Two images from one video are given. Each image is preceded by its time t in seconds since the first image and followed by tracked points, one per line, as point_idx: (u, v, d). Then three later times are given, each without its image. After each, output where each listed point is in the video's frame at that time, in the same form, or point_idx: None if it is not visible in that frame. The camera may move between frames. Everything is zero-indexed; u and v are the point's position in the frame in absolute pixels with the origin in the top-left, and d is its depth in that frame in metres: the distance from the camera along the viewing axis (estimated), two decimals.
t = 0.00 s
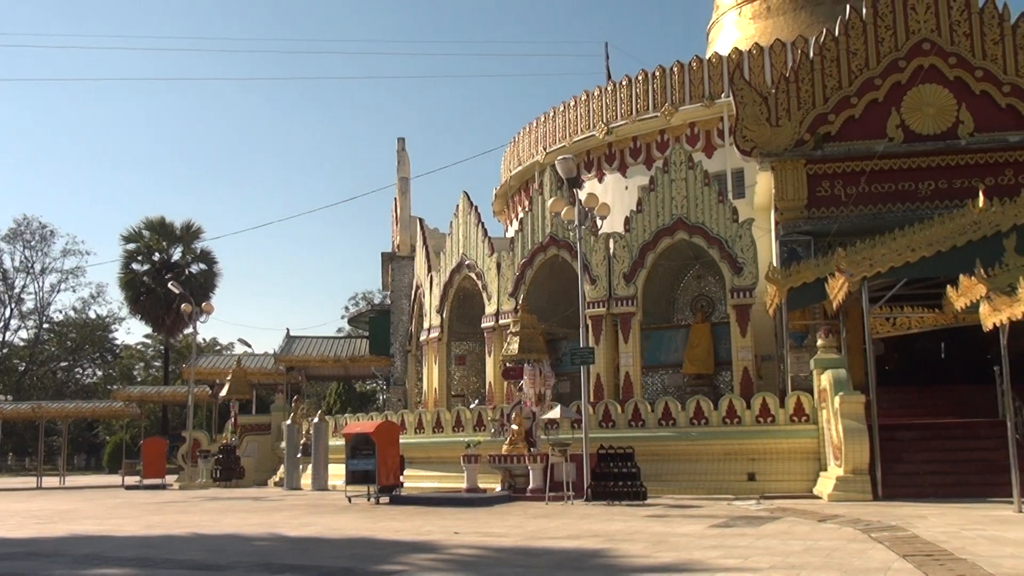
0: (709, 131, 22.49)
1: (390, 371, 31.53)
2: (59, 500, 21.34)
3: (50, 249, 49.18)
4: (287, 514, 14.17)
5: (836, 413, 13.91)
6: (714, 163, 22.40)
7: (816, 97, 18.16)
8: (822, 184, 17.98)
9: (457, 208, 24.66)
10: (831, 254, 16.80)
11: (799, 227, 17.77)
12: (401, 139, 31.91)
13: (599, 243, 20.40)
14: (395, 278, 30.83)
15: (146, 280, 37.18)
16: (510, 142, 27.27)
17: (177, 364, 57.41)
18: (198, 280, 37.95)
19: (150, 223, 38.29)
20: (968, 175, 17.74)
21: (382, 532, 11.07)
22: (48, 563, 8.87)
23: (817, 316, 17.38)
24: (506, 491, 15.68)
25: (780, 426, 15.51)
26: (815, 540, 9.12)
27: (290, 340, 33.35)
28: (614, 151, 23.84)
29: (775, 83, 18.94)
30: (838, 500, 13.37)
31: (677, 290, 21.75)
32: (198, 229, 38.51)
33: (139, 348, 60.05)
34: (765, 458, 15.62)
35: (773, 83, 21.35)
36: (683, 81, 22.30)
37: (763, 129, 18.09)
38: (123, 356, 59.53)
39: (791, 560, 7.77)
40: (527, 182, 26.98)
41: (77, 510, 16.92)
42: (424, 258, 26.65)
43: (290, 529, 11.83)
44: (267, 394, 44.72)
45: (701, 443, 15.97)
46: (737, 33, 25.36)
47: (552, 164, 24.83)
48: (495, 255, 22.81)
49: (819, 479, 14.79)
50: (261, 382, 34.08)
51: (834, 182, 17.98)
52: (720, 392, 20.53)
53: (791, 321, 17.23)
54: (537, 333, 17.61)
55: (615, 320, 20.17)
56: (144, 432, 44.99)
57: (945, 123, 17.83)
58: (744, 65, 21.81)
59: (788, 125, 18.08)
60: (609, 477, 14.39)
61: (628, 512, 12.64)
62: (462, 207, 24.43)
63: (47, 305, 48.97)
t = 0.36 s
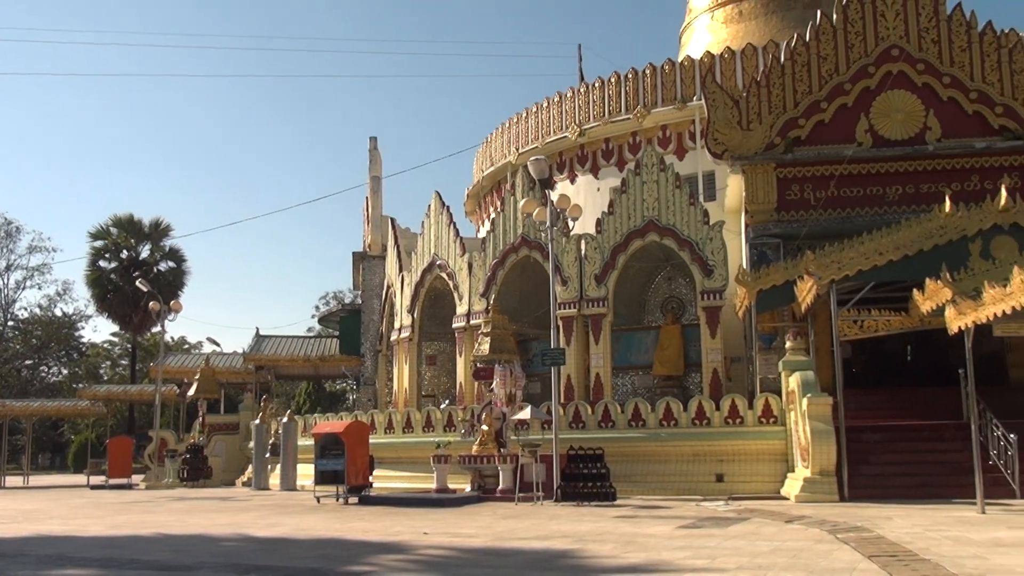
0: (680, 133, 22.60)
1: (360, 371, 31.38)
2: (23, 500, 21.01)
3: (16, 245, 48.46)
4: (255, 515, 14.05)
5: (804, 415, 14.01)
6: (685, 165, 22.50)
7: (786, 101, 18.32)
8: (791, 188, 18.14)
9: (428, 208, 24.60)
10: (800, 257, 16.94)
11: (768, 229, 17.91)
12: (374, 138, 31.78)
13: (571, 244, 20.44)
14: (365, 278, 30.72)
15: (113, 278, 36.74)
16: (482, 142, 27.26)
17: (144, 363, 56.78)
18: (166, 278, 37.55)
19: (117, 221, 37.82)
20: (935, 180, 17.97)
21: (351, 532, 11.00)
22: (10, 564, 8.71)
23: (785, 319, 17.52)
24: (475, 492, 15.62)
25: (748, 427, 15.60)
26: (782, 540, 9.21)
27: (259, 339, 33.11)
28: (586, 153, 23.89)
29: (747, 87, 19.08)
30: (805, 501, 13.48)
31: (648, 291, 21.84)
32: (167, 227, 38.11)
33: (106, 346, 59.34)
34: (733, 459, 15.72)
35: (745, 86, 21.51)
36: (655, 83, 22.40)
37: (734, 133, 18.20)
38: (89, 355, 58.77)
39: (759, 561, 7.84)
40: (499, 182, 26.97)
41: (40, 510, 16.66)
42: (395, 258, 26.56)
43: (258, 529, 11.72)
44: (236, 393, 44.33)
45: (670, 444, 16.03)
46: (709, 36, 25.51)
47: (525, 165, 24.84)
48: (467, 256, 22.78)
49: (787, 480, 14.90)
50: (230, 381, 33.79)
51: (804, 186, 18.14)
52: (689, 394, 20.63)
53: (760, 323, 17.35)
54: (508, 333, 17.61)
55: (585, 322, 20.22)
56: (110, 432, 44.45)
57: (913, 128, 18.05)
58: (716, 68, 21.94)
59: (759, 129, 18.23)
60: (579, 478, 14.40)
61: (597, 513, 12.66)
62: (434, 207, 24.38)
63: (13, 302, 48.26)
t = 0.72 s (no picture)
0: (651, 136, 22.70)
1: (329, 371, 31.22)
2: None
3: None
4: (222, 516, 13.90)
5: (771, 416, 14.12)
6: (656, 167, 22.60)
7: (756, 105, 18.47)
8: (760, 191, 18.32)
9: (399, 208, 24.52)
10: (768, 260, 17.10)
11: (737, 232, 18.00)
12: (344, 137, 31.64)
13: (542, 245, 20.46)
14: (335, 277, 30.57)
15: (79, 276, 36.24)
16: (454, 142, 27.22)
17: (110, 363, 56.09)
18: (133, 277, 37.11)
19: (84, 218, 37.31)
20: (901, 184, 18.19)
21: (319, 533, 10.92)
22: None
23: (754, 321, 17.66)
24: (444, 493, 15.56)
25: (717, 428, 15.70)
26: (749, 541, 9.27)
27: (227, 338, 32.83)
28: (557, 155, 23.94)
29: (717, 89, 19.20)
30: (773, 502, 13.58)
31: (618, 293, 21.93)
32: (134, 225, 37.68)
33: (71, 345, 58.55)
34: (702, 460, 15.81)
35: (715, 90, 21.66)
36: (626, 86, 22.50)
37: (704, 136, 18.31)
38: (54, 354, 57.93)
39: (727, 561, 7.88)
40: (470, 183, 26.96)
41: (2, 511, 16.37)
42: (365, 257, 26.45)
43: (225, 531, 11.61)
44: (204, 393, 43.95)
45: (639, 445, 16.08)
46: (680, 40, 25.65)
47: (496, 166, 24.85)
48: (437, 256, 22.73)
49: (754, 480, 15.01)
50: (197, 381, 33.48)
51: (773, 190, 18.34)
52: (658, 395, 20.73)
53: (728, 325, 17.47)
54: (478, 333, 17.58)
55: (555, 323, 20.24)
56: (75, 432, 43.87)
57: (880, 133, 18.25)
58: (687, 71, 22.07)
59: (729, 132, 18.34)
60: (549, 478, 14.41)
61: (567, 514, 12.67)
62: (405, 207, 24.32)
63: None
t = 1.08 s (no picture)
0: (623, 137, 22.75)
1: (300, 371, 31.02)
2: None
3: None
4: (191, 518, 13.74)
5: (742, 417, 14.20)
6: (628, 169, 22.66)
7: (727, 108, 18.58)
8: (731, 193, 18.46)
9: (371, 208, 24.41)
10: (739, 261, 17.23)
11: (709, 233, 18.08)
12: (317, 137, 31.47)
13: (514, 246, 20.46)
14: (307, 278, 30.40)
15: (46, 275, 35.75)
16: (426, 143, 27.16)
17: (78, 363, 55.38)
18: (102, 276, 36.66)
19: (51, 217, 36.81)
20: (870, 187, 18.38)
21: (289, 535, 10.82)
22: None
23: (725, 322, 17.77)
24: (416, 494, 15.50)
25: (688, 429, 15.78)
26: (720, 541, 9.30)
27: (197, 339, 32.54)
28: (530, 155, 23.93)
29: (689, 92, 19.30)
30: (743, 502, 13.64)
31: (590, 294, 21.98)
32: (102, 224, 37.25)
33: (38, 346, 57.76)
34: (673, 461, 15.86)
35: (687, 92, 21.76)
36: (599, 87, 22.57)
37: (676, 138, 18.40)
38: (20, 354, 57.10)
39: (697, 561, 7.90)
40: (443, 184, 26.90)
41: None
42: (337, 257, 26.31)
43: (194, 532, 11.48)
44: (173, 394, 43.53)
45: (611, 446, 16.11)
46: (653, 42, 25.75)
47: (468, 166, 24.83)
48: (409, 257, 22.64)
49: (725, 481, 15.08)
50: (167, 382, 33.15)
51: (744, 192, 18.49)
52: (630, 396, 20.77)
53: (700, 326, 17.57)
54: (450, 334, 17.53)
55: (528, 323, 20.24)
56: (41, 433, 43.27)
57: (850, 136, 18.42)
58: (659, 73, 22.15)
59: (701, 134, 18.44)
60: (521, 479, 14.39)
61: (538, 515, 12.65)
62: (377, 208, 24.22)
63: None
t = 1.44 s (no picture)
0: (603, 139, 22.78)
1: (279, 371, 30.85)
2: None
3: None
4: (169, 519, 13.63)
5: (721, 418, 14.27)
6: (608, 170, 22.68)
7: (706, 110, 18.66)
8: (711, 195, 18.53)
9: (351, 208, 24.32)
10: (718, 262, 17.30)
11: (688, 235, 18.13)
12: (296, 137, 31.34)
13: (494, 246, 20.44)
14: (285, 278, 30.24)
15: (21, 275, 35.36)
16: (406, 143, 27.10)
17: (54, 363, 54.85)
18: (78, 276, 36.32)
19: (26, 216, 36.40)
20: (849, 190, 18.51)
21: (268, 536, 10.76)
22: None
23: (704, 323, 17.85)
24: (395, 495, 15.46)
25: (668, 429, 15.83)
26: (698, 541, 9.33)
27: (174, 339, 32.27)
28: (510, 156, 23.92)
29: (669, 93, 19.36)
30: (722, 502, 13.71)
31: (570, 296, 22.01)
32: (78, 223, 36.92)
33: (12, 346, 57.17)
34: (652, 461, 15.91)
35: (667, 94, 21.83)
36: (579, 88, 22.60)
37: (656, 139, 18.46)
38: None
39: (677, 562, 7.93)
40: (423, 184, 26.86)
41: None
42: (316, 258, 26.19)
43: (172, 534, 11.39)
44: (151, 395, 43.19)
45: (590, 447, 16.13)
46: (633, 44, 25.83)
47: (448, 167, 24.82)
48: (389, 257, 22.57)
49: (704, 481, 15.14)
50: (144, 382, 32.86)
51: (723, 194, 18.55)
52: (609, 396, 20.80)
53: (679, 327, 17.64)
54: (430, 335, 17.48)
55: (508, 324, 20.23)
56: (16, 435, 42.82)
57: (828, 139, 18.54)
58: (639, 75, 22.20)
59: (680, 136, 18.51)
60: (500, 480, 14.38)
61: (518, 516, 12.64)
62: (357, 208, 24.13)
63: None
